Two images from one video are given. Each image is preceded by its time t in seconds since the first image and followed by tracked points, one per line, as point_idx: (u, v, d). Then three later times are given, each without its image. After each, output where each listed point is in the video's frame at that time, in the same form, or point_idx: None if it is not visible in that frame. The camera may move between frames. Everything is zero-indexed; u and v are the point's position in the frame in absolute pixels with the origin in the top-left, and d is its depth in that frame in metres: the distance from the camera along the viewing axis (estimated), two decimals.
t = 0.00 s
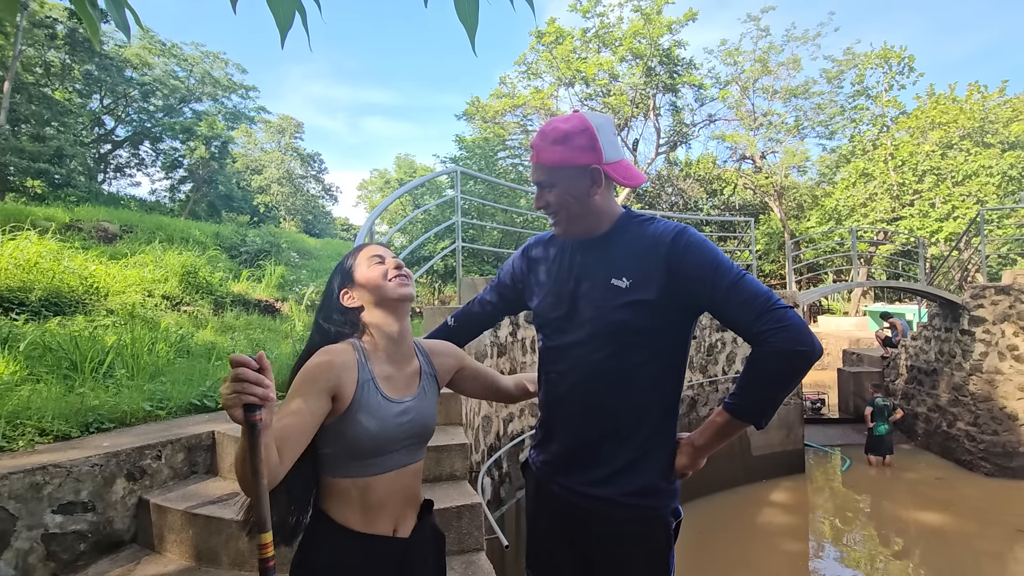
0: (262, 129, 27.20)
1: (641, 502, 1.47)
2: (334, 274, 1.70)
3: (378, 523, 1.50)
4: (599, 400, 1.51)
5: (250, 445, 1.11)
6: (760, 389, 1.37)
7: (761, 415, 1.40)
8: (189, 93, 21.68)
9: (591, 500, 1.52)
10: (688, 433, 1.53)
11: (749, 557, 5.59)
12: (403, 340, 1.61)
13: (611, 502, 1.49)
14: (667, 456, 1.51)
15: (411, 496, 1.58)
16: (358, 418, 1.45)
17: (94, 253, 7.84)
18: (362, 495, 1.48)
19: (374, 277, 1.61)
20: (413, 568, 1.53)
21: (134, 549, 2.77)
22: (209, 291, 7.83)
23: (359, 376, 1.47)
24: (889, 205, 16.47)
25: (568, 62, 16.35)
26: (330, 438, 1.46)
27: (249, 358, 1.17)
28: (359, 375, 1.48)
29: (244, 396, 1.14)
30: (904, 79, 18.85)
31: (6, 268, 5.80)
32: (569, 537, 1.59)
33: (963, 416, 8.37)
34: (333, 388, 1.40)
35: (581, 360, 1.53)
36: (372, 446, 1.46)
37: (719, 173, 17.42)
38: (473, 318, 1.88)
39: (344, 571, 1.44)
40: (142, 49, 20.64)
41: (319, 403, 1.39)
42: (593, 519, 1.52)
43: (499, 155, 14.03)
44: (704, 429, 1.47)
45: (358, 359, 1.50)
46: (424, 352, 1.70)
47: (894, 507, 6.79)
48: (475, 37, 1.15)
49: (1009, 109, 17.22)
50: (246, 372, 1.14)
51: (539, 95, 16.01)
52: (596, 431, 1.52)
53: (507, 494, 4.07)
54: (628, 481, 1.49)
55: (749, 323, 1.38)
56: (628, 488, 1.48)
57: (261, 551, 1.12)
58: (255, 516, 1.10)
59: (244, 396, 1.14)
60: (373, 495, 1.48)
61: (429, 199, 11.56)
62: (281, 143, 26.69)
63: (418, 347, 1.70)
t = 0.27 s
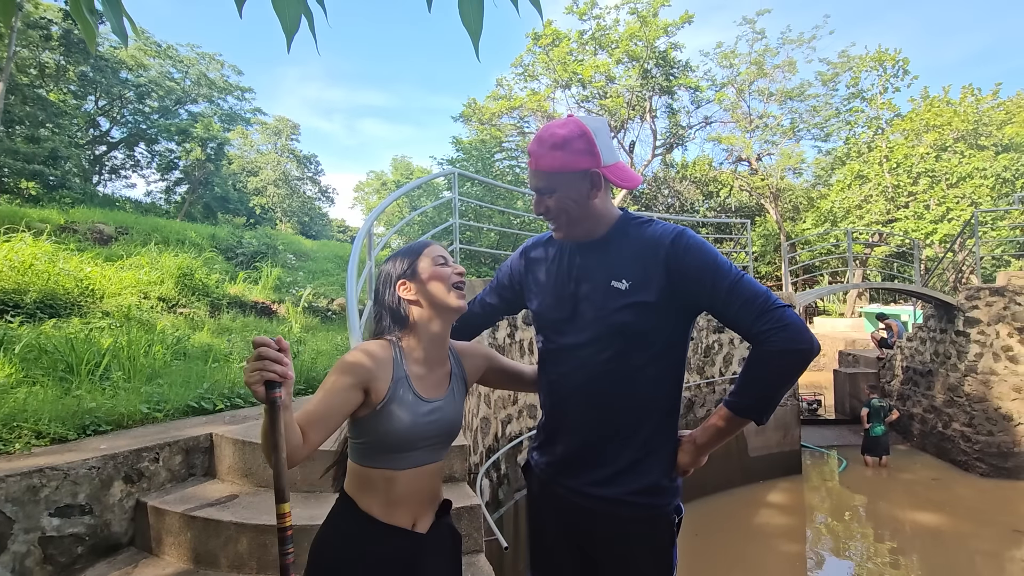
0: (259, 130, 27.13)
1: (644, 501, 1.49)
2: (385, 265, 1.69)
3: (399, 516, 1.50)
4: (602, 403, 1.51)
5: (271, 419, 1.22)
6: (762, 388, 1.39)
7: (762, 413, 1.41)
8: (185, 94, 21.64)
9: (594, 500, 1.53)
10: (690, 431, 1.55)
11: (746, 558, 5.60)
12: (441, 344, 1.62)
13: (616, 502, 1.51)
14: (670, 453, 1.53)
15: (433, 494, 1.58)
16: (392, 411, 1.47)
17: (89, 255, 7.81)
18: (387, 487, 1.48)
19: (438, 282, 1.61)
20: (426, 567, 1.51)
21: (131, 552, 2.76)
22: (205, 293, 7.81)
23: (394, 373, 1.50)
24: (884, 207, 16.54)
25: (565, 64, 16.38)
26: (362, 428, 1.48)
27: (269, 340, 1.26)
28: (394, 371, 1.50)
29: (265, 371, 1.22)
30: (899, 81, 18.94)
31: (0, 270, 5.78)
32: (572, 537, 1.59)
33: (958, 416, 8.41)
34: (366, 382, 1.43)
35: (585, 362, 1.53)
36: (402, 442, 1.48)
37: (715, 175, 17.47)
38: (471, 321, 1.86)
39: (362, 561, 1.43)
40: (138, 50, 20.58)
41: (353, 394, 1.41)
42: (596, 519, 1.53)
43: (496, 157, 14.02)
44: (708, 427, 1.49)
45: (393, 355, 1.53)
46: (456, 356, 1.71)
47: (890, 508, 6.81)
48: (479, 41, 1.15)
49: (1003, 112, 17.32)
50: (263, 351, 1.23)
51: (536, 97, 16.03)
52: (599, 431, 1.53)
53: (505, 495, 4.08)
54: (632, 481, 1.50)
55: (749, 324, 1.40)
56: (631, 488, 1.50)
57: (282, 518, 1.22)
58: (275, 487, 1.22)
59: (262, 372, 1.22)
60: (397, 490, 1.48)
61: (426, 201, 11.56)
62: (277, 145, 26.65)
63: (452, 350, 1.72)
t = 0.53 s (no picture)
0: (255, 134, 27.11)
1: (646, 501, 1.50)
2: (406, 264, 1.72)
3: (416, 513, 1.52)
4: (604, 404, 1.53)
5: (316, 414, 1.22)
6: (760, 388, 1.38)
7: (760, 413, 1.41)
8: (181, 98, 21.61)
9: (596, 500, 1.54)
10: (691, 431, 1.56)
11: (745, 560, 5.60)
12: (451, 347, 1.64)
13: (617, 502, 1.51)
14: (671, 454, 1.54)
15: (446, 492, 1.60)
16: (411, 410, 1.49)
17: (86, 259, 7.79)
18: (404, 485, 1.50)
19: (448, 284, 1.63)
20: (441, 565, 1.54)
21: (132, 557, 2.74)
22: (202, 297, 7.78)
23: (413, 373, 1.51)
24: (879, 210, 16.63)
25: (561, 68, 16.42)
26: (383, 428, 1.49)
27: (320, 336, 1.25)
28: (413, 374, 1.51)
29: (314, 369, 1.22)
30: (893, 85, 19.05)
31: None
32: (575, 538, 1.60)
33: (954, 418, 8.46)
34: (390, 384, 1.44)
35: (587, 364, 1.54)
36: (421, 441, 1.50)
37: (711, 178, 17.53)
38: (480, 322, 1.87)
39: (381, 558, 1.44)
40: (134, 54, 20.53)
41: (378, 395, 1.42)
42: (599, 520, 1.54)
43: (493, 161, 14.03)
44: (704, 428, 1.49)
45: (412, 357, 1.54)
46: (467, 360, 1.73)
47: (888, 509, 6.84)
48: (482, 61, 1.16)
49: (996, 115, 17.45)
50: (316, 347, 1.23)
51: (532, 101, 16.07)
52: (602, 431, 1.54)
53: (505, 499, 4.09)
54: (633, 481, 1.51)
55: (745, 325, 1.40)
56: (632, 488, 1.51)
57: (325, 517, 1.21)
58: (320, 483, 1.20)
59: (313, 369, 1.22)
60: (415, 487, 1.50)
61: (424, 205, 11.56)
62: (273, 148, 26.63)
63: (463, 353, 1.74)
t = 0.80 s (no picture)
0: (253, 138, 27.10)
1: (654, 500, 1.50)
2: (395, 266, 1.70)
3: (426, 516, 1.53)
4: (611, 405, 1.53)
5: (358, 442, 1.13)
6: (766, 387, 1.38)
7: (766, 412, 1.41)
8: (178, 103, 21.61)
9: (605, 500, 1.54)
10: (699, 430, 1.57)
11: (746, 563, 5.61)
12: (446, 347, 1.64)
13: (627, 501, 1.51)
14: (680, 454, 1.54)
15: (455, 493, 1.62)
16: (417, 413, 1.49)
17: (84, 264, 7.77)
18: (413, 487, 1.50)
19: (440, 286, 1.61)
20: (455, 567, 1.54)
21: (135, 562, 2.73)
22: (201, 301, 7.76)
23: (415, 374, 1.50)
24: (876, 213, 16.67)
25: (559, 73, 16.47)
26: (392, 432, 1.48)
27: (357, 358, 1.22)
28: (416, 375, 1.50)
29: (353, 394, 1.19)
30: (889, 89, 19.14)
31: None
32: (583, 538, 1.60)
33: (953, 420, 8.47)
34: (398, 389, 1.43)
35: (596, 366, 1.55)
36: (428, 442, 1.50)
37: (709, 182, 17.61)
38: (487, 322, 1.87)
39: (394, 559, 1.45)
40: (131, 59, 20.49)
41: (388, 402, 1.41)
42: (608, 519, 1.54)
43: (492, 165, 14.06)
44: (713, 427, 1.49)
45: (411, 358, 1.53)
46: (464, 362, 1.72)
47: (888, 512, 6.84)
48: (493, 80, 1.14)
49: (991, 119, 17.53)
50: (357, 372, 1.19)
51: (530, 106, 16.11)
52: (609, 432, 1.54)
53: (507, 502, 4.14)
54: (642, 481, 1.51)
55: (749, 326, 1.39)
56: (642, 487, 1.51)
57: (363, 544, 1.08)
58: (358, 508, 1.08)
59: (352, 395, 1.18)
60: (425, 487, 1.51)
61: (423, 210, 11.56)
62: (271, 153, 26.63)
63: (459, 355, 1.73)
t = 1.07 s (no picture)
0: (254, 143, 27.15)
1: (673, 499, 1.50)
2: (384, 273, 1.69)
3: (429, 515, 1.53)
4: (627, 406, 1.53)
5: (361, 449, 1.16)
6: (781, 385, 1.41)
7: (781, 410, 1.44)
8: (180, 108, 21.68)
9: (623, 501, 1.54)
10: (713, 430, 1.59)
11: (749, 567, 5.60)
12: (436, 351, 1.64)
13: (645, 502, 1.51)
14: (696, 454, 1.55)
15: (454, 491, 1.63)
16: (412, 414, 1.50)
17: (86, 268, 7.78)
18: (413, 488, 1.50)
19: (426, 294, 1.62)
20: (463, 560, 1.56)
21: (143, 566, 2.72)
22: (203, 305, 7.77)
23: (407, 377, 1.51)
24: (876, 217, 16.70)
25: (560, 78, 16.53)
26: (387, 434, 1.48)
27: (361, 364, 1.23)
28: (408, 378, 1.51)
29: (359, 400, 1.20)
30: (888, 94, 19.20)
31: None
32: (599, 540, 1.60)
33: (954, 424, 8.47)
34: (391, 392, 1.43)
35: (611, 367, 1.55)
36: (423, 443, 1.51)
37: (709, 187, 17.66)
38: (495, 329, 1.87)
39: (401, 561, 1.44)
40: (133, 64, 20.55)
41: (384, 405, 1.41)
42: (625, 520, 1.54)
43: (492, 169, 14.09)
44: (731, 426, 1.51)
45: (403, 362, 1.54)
46: (452, 364, 1.71)
47: (890, 516, 6.83)
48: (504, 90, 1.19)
49: (989, 124, 17.57)
50: (362, 378, 1.21)
51: (531, 110, 16.15)
52: (625, 433, 1.54)
53: (510, 506, 4.18)
54: (660, 481, 1.52)
55: (764, 326, 1.42)
56: (659, 487, 1.51)
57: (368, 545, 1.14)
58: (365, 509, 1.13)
59: (358, 400, 1.20)
60: (425, 487, 1.52)
61: (424, 214, 11.58)
62: (272, 158, 26.67)
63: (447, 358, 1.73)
